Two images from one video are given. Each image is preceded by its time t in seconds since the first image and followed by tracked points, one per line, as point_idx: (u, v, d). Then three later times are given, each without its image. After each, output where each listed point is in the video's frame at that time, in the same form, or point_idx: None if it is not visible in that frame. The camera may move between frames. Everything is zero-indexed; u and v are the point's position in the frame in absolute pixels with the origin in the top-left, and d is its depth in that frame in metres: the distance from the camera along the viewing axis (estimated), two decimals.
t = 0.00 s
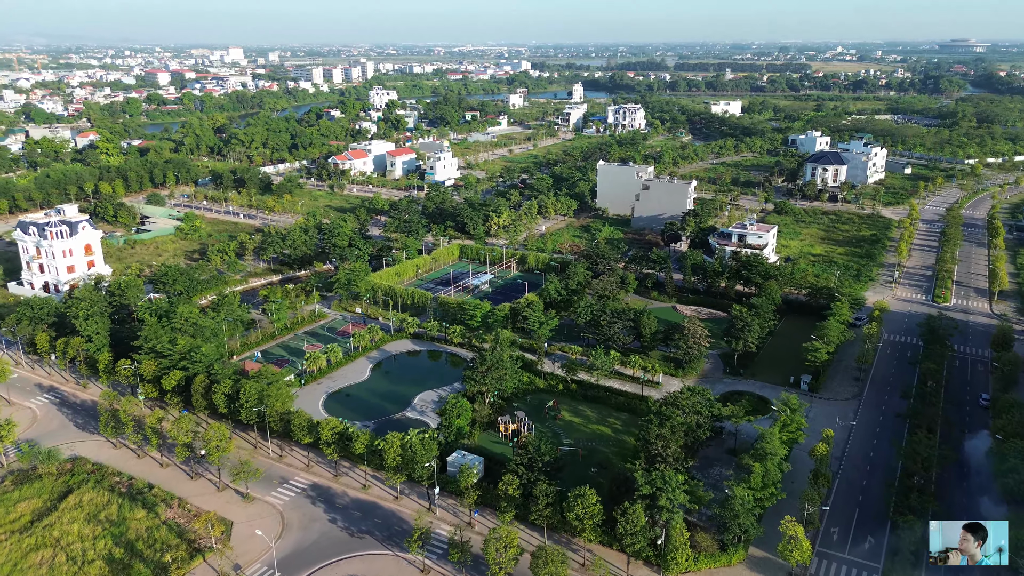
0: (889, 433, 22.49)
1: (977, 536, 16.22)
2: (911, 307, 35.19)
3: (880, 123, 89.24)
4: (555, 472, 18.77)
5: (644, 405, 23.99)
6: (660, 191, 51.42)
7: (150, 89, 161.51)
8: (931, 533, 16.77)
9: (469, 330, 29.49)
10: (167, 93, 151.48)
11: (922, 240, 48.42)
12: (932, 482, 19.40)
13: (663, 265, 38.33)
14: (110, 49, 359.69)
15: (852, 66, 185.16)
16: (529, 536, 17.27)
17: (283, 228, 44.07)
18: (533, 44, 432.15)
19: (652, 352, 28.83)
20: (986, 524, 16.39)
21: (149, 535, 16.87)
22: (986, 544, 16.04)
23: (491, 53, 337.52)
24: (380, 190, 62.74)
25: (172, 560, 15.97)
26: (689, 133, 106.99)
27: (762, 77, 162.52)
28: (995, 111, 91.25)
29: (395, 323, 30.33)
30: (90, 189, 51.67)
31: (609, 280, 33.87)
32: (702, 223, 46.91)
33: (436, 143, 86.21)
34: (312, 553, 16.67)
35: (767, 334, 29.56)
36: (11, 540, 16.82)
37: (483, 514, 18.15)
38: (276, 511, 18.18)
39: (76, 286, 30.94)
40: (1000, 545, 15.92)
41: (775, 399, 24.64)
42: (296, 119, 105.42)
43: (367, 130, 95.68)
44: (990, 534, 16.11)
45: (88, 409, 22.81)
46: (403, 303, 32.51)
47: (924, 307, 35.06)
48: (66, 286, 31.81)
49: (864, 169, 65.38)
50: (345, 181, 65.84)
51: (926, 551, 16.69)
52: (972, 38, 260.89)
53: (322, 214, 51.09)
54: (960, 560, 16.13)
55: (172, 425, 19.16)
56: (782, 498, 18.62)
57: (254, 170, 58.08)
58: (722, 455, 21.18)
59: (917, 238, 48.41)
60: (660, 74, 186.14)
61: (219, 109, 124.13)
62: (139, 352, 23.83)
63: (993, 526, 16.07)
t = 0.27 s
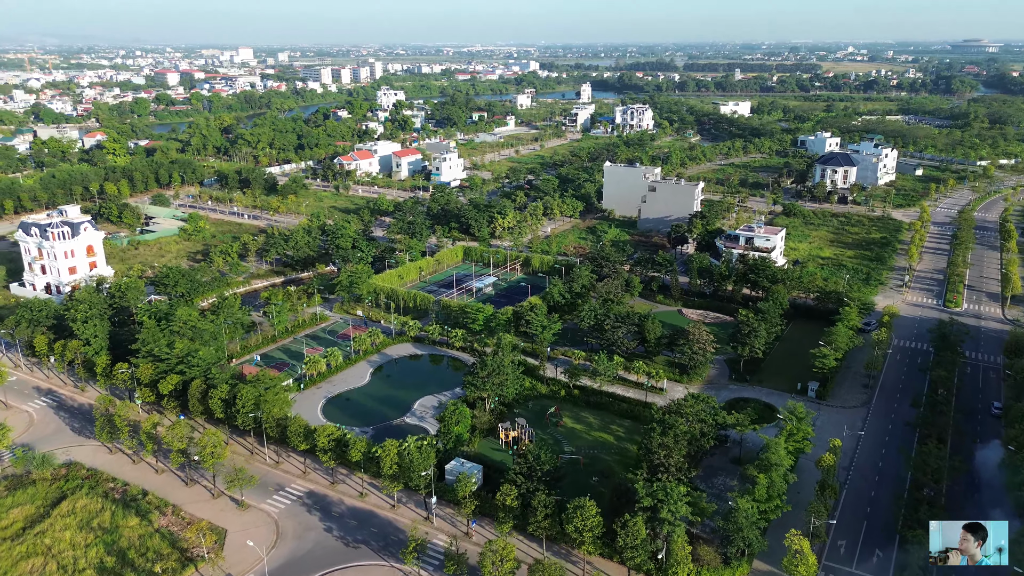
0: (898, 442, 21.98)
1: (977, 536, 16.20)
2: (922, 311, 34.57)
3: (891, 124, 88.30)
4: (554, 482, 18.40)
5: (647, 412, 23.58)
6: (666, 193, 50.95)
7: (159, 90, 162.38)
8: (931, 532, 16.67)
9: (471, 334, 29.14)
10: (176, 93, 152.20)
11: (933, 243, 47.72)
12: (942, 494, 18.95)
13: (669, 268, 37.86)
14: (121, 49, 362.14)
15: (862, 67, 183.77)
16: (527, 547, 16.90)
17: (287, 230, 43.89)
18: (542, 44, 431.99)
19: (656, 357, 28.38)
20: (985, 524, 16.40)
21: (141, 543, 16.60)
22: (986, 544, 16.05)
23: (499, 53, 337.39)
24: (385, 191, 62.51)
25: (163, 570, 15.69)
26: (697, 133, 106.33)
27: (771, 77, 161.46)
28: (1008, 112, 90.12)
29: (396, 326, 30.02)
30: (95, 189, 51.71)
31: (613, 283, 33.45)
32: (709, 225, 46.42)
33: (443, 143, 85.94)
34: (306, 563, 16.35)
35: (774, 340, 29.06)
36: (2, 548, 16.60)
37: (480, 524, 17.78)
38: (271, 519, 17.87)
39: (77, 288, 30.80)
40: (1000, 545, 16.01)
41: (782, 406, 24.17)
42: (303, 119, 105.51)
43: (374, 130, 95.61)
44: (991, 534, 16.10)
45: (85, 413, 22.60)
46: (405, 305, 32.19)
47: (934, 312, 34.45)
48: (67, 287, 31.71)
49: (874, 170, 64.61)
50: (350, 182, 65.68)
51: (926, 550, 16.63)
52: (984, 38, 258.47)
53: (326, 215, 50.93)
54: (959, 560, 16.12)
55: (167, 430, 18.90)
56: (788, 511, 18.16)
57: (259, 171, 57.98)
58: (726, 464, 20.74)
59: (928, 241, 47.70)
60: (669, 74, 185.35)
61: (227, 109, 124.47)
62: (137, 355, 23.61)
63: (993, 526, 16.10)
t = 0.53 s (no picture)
0: (905, 451, 21.54)
1: (977, 537, 16.70)
2: (931, 316, 34.02)
3: (901, 124, 87.45)
4: (554, 490, 18.09)
5: (650, 418, 23.21)
6: (672, 194, 50.52)
7: (167, 90, 163.03)
8: (931, 532, 16.95)
9: (472, 337, 28.85)
10: (184, 93, 152.70)
11: (943, 246, 47.10)
12: (951, 505, 18.51)
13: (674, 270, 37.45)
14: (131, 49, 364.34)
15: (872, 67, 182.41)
16: (525, 557, 16.59)
17: (290, 231, 43.73)
18: (550, 44, 431.69)
19: (660, 361, 27.99)
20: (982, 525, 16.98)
21: (134, 551, 16.40)
22: (985, 545, 16.61)
23: (507, 53, 337.20)
24: (389, 191, 62.30)
25: None
26: (705, 134, 105.69)
27: (780, 77, 160.44)
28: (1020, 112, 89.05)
29: (398, 328, 29.76)
30: (99, 190, 51.73)
31: (617, 286, 33.08)
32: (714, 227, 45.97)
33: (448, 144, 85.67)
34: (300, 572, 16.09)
35: (780, 344, 28.63)
36: None
37: (478, 533, 17.48)
38: (266, 526, 17.63)
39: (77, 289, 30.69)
40: (996, 546, 16.71)
41: (787, 413, 23.76)
42: (309, 119, 105.55)
43: (379, 130, 95.48)
44: (990, 534, 16.73)
45: (83, 416, 22.45)
46: (406, 308, 31.92)
47: (944, 317, 33.90)
48: (68, 288, 31.61)
49: (884, 172, 63.90)
50: (355, 182, 65.51)
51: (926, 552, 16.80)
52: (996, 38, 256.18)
53: (330, 216, 50.76)
54: (960, 560, 16.49)
55: (162, 435, 18.68)
56: (793, 522, 17.77)
57: (263, 171, 57.88)
58: (730, 472, 20.38)
59: (937, 244, 47.09)
60: (677, 74, 184.54)
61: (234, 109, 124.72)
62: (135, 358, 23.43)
63: (992, 526, 16.79)
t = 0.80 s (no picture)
0: (913, 459, 21.12)
1: (977, 536, 16.92)
2: (940, 320, 33.50)
3: (910, 125, 86.62)
4: (553, 498, 17.77)
5: (652, 423, 22.84)
6: (677, 196, 50.09)
7: (175, 90, 163.54)
8: (931, 532, 17.18)
9: (474, 341, 28.56)
10: (191, 93, 153.10)
11: (953, 248, 46.51)
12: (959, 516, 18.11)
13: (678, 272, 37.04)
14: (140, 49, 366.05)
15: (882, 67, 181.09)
16: (523, 567, 16.30)
17: (292, 231, 43.56)
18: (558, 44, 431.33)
19: (664, 365, 27.60)
20: (984, 524, 17.16)
21: (126, 557, 16.18)
22: (985, 544, 16.80)
23: (514, 53, 336.87)
24: (394, 192, 62.08)
25: None
26: (712, 134, 105.08)
27: (788, 77, 159.44)
28: None
29: (398, 331, 29.49)
30: (103, 190, 51.73)
31: (621, 288, 32.73)
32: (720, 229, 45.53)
33: (453, 144, 85.46)
34: None
35: (785, 349, 28.20)
36: None
37: (475, 541, 17.20)
38: (261, 533, 17.37)
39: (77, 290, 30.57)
40: (997, 545, 16.91)
41: (792, 419, 23.38)
42: (315, 119, 105.54)
43: (385, 130, 95.33)
44: (990, 533, 16.92)
45: (80, 419, 22.27)
46: (407, 310, 31.64)
47: (953, 321, 33.38)
48: (69, 288, 31.51)
49: (893, 173, 63.22)
50: (359, 183, 65.35)
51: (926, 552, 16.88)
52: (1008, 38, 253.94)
53: (334, 217, 50.59)
54: (960, 560, 16.66)
55: (157, 439, 18.44)
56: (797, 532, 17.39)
57: (268, 172, 57.76)
58: (733, 481, 20.03)
59: (947, 247, 46.50)
60: (684, 74, 183.70)
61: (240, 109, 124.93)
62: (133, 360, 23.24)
63: (992, 526, 16.98)
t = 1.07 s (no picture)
0: (922, 470, 20.63)
1: (977, 537, 16.51)
2: (950, 325, 32.89)
3: (921, 126, 85.70)
4: (552, 509, 17.41)
5: (655, 431, 22.42)
6: (684, 197, 49.57)
7: (184, 90, 164.16)
8: (931, 533, 16.78)
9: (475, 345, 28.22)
10: (199, 93, 153.54)
11: (964, 252, 45.80)
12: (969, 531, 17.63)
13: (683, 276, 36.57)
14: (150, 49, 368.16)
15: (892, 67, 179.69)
16: None
17: (295, 232, 43.38)
18: (567, 44, 430.83)
19: (668, 371, 27.17)
20: (984, 524, 16.72)
21: (115, 566, 15.92)
22: (985, 545, 16.45)
23: (522, 53, 336.56)
24: (399, 193, 61.89)
25: None
26: (720, 135, 104.39)
27: (798, 77, 158.30)
28: None
29: (399, 334, 29.20)
30: (108, 190, 51.77)
31: (624, 292, 32.31)
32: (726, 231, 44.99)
33: (460, 144, 85.22)
34: None
35: (791, 355, 27.71)
36: None
37: (472, 552, 16.87)
38: (253, 541, 17.06)
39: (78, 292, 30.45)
40: (997, 545, 16.58)
41: (798, 428, 22.91)
42: (322, 119, 105.61)
43: (391, 131, 95.17)
44: (990, 533, 16.57)
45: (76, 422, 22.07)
46: (408, 313, 31.32)
47: (964, 326, 32.76)
48: (69, 289, 31.37)
49: (903, 174, 62.46)
50: (364, 183, 65.16)
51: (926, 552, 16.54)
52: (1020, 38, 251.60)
53: (338, 217, 50.39)
54: (960, 560, 16.24)
55: (149, 445, 18.19)
56: (801, 546, 16.97)
57: (272, 172, 57.66)
58: (736, 490, 19.60)
59: (958, 250, 45.78)
60: (693, 74, 182.85)
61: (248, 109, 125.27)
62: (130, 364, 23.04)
63: (992, 526, 16.62)
